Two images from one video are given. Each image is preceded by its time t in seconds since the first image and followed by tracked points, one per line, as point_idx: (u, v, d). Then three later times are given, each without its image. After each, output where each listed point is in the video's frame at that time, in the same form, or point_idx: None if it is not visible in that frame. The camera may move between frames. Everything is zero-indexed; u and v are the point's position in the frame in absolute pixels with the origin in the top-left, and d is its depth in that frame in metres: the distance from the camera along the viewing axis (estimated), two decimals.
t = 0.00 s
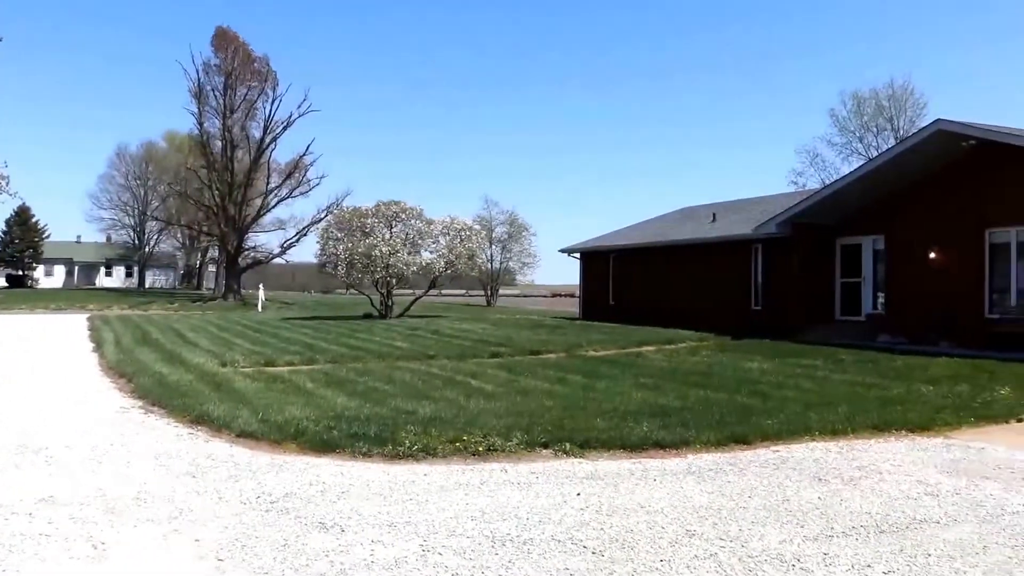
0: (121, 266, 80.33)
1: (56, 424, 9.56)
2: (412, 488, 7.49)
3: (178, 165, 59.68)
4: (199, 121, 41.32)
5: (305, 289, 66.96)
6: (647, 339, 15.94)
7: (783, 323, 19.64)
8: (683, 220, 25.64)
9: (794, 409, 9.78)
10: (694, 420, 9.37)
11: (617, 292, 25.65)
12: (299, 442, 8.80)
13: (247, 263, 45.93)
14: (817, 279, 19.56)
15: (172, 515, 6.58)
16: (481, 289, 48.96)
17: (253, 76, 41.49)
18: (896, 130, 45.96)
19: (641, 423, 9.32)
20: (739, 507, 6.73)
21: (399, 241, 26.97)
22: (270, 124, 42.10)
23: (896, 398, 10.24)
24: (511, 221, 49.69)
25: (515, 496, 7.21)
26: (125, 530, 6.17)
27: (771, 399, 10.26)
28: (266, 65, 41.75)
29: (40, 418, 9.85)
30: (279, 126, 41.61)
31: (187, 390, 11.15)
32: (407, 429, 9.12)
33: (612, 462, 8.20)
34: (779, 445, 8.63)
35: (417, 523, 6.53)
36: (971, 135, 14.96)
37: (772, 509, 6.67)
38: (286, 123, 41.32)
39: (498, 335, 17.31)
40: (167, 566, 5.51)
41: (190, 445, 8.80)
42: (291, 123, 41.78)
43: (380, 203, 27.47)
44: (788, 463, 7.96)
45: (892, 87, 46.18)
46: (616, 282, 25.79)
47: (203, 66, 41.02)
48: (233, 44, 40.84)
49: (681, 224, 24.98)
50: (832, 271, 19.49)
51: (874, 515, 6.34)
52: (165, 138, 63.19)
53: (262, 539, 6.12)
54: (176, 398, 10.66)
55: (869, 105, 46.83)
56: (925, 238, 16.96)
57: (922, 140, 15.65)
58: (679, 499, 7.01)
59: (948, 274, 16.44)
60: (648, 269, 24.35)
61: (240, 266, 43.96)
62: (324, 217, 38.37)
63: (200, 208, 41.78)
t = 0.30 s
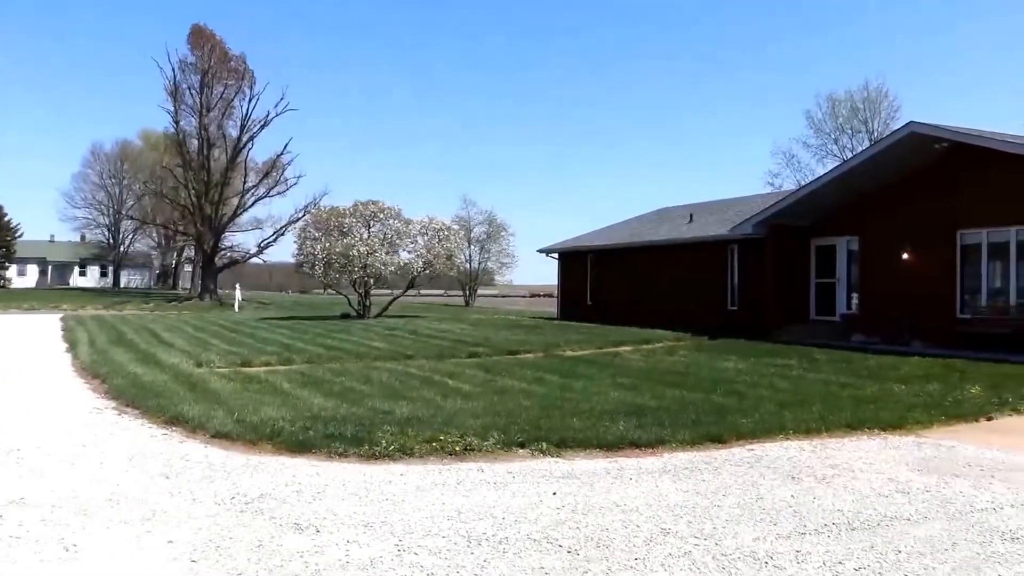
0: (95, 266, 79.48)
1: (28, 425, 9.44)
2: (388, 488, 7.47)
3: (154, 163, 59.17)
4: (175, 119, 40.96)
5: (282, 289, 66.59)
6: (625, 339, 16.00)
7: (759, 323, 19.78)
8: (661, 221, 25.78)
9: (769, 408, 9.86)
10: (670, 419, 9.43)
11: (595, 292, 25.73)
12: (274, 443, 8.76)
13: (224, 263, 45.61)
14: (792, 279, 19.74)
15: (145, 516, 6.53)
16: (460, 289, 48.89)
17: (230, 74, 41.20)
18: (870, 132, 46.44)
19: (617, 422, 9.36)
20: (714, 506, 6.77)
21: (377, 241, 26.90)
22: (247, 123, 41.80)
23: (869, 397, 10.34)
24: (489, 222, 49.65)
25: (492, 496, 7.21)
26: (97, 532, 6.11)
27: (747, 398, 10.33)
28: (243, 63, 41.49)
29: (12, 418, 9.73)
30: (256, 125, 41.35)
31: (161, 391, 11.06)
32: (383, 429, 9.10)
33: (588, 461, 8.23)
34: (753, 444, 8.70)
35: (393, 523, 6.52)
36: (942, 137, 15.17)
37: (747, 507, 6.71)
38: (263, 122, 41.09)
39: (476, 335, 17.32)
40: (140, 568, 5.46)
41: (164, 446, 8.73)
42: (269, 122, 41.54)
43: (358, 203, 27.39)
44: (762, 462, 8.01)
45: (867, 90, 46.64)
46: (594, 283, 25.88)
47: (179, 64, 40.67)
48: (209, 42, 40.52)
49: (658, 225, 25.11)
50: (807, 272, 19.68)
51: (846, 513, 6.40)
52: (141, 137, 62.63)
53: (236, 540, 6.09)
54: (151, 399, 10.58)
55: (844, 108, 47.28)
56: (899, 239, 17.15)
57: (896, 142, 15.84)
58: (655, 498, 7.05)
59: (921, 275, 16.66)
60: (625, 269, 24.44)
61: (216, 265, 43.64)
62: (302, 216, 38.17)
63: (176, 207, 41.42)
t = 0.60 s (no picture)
0: (69, 265, 78.61)
1: None
2: (365, 488, 7.46)
3: (129, 162, 58.60)
4: (151, 118, 40.56)
5: (260, 289, 66.18)
6: (602, 339, 16.04)
7: (735, 323, 19.93)
8: (638, 221, 25.88)
9: (744, 408, 9.92)
10: (647, 419, 9.47)
11: (574, 293, 25.79)
12: (250, 443, 8.70)
13: (201, 263, 45.26)
14: (768, 280, 19.92)
15: (118, 518, 6.47)
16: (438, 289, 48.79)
17: (207, 72, 40.88)
18: (845, 134, 46.88)
19: (593, 422, 9.39)
20: (688, 504, 6.80)
21: (355, 240, 26.80)
22: (224, 122, 41.47)
23: (842, 396, 10.45)
24: (468, 222, 49.60)
25: (468, 495, 7.21)
26: (68, 534, 6.04)
27: (722, 398, 10.39)
28: (219, 61, 41.21)
29: None
30: (233, 123, 41.05)
31: (135, 391, 10.95)
32: (360, 429, 9.08)
33: (565, 460, 8.24)
34: (728, 442, 8.76)
35: (368, 524, 6.49)
36: (915, 139, 15.35)
37: (722, 506, 6.76)
38: (241, 121, 40.79)
39: (454, 335, 17.30)
40: (111, 570, 5.40)
41: (137, 446, 8.64)
42: (245, 120, 41.25)
43: (336, 202, 27.27)
44: (737, 460, 8.07)
45: (842, 92, 47.10)
46: (572, 283, 25.94)
47: (155, 62, 40.28)
48: (186, 39, 40.17)
49: (635, 225, 25.21)
50: (783, 272, 19.86)
51: (818, 511, 6.46)
52: (117, 135, 62.01)
53: (209, 541, 6.04)
54: (125, 399, 10.49)
55: (820, 110, 47.73)
56: (872, 241, 17.34)
57: (870, 144, 16.00)
58: (631, 497, 7.07)
59: (894, 275, 16.86)
60: (604, 270, 24.50)
61: (193, 265, 43.28)
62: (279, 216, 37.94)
63: (152, 206, 41.02)
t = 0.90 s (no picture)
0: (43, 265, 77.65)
1: None
2: (341, 488, 7.43)
3: (104, 160, 58.00)
4: (126, 115, 40.15)
5: (237, 289, 65.71)
6: (580, 339, 16.08)
7: (712, 323, 20.05)
8: (616, 221, 25.97)
9: (720, 407, 9.99)
10: (624, 418, 9.51)
11: (552, 292, 25.84)
12: (225, 444, 8.64)
13: (177, 262, 44.86)
14: (744, 279, 20.07)
15: (91, 520, 6.40)
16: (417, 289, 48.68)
17: (183, 70, 40.54)
18: (821, 136, 47.33)
19: (571, 421, 9.42)
20: (664, 503, 6.84)
21: (333, 240, 26.69)
22: (201, 120, 41.14)
23: (816, 394, 10.56)
24: (447, 222, 49.54)
25: (445, 495, 7.21)
26: (40, 536, 5.97)
27: (699, 397, 10.45)
28: (196, 59, 40.91)
29: None
30: (209, 122, 40.73)
31: (109, 392, 10.84)
32: (337, 429, 9.05)
33: (542, 460, 8.25)
34: (705, 441, 8.81)
35: (345, 524, 6.47)
36: (889, 141, 15.52)
37: (697, 504, 6.80)
38: (218, 119, 40.48)
39: (432, 335, 17.27)
40: (84, 572, 5.35)
41: (111, 448, 8.56)
42: (222, 119, 40.94)
43: (314, 201, 27.14)
44: (713, 458, 8.13)
45: (817, 95, 47.56)
46: (551, 283, 25.99)
47: (131, 59, 39.88)
48: (162, 37, 39.81)
49: (614, 225, 25.30)
50: (759, 272, 20.00)
51: (792, 508, 6.52)
52: (91, 133, 61.35)
53: (183, 543, 5.99)
54: (99, 400, 10.38)
55: (795, 112, 48.17)
56: (847, 241, 17.50)
57: (845, 146, 16.14)
58: (608, 496, 7.10)
59: (868, 275, 17.03)
60: (582, 270, 24.56)
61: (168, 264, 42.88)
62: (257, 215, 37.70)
63: (127, 205, 40.59)
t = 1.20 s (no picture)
0: (16, 264, 76.65)
1: None
2: (318, 488, 7.40)
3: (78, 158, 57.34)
4: (101, 113, 39.72)
5: (214, 288, 65.17)
6: (559, 339, 16.10)
7: (690, 322, 20.18)
8: (595, 221, 26.05)
9: (697, 405, 10.04)
10: (602, 417, 9.54)
11: (531, 292, 25.89)
12: (200, 445, 8.57)
13: (153, 261, 44.42)
14: (721, 279, 20.19)
15: (64, 521, 6.33)
16: (396, 289, 48.52)
17: (159, 68, 40.17)
18: (797, 137, 47.71)
19: (549, 420, 9.44)
20: (641, 501, 6.86)
21: (311, 240, 26.54)
22: (177, 118, 40.77)
23: (792, 393, 10.64)
24: (426, 221, 49.44)
25: (423, 494, 7.20)
26: (10, 539, 5.89)
27: (675, 396, 10.50)
28: (172, 57, 40.57)
29: None
30: (186, 120, 40.37)
31: (82, 393, 10.71)
32: (314, 429, 9.02)
33: (520, 459, 8.26)
34: (682, 440, 8.86)
35: (321, 525, 6.44)
36: (862, 143, 15.69)
37: (673, 502, 6.83)
38: (194, 117, 40.14)
39: (410, 335, 17.20)
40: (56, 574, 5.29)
41: (84, 449, 8.46)
42: (199, 117, 40.61)
43: (292, 200, 26.98)
44: (689, 457, 8.18)
45: (794, 97, 47.96)
46: (530, 283, 26.03)
47: (106, 56, 39.46)
48: (138, 34, 39.42)
49: (592, 225, 25.36)
50: (736, 272, 20.13)
51: (766, 506, 6.57)
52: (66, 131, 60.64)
53: (157, 544, 5.93)
54: (72, 401, 10.27)
55: (772, 113, 48.55)
56: (822, 241, 17.66)
57: (820, 146, 16.28)
58: (585, 494, 7.12)
59: (843, 275, 17.18)
60: (561, 269, 24.61)
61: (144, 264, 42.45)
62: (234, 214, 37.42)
63: (101, 203, 40.15)
